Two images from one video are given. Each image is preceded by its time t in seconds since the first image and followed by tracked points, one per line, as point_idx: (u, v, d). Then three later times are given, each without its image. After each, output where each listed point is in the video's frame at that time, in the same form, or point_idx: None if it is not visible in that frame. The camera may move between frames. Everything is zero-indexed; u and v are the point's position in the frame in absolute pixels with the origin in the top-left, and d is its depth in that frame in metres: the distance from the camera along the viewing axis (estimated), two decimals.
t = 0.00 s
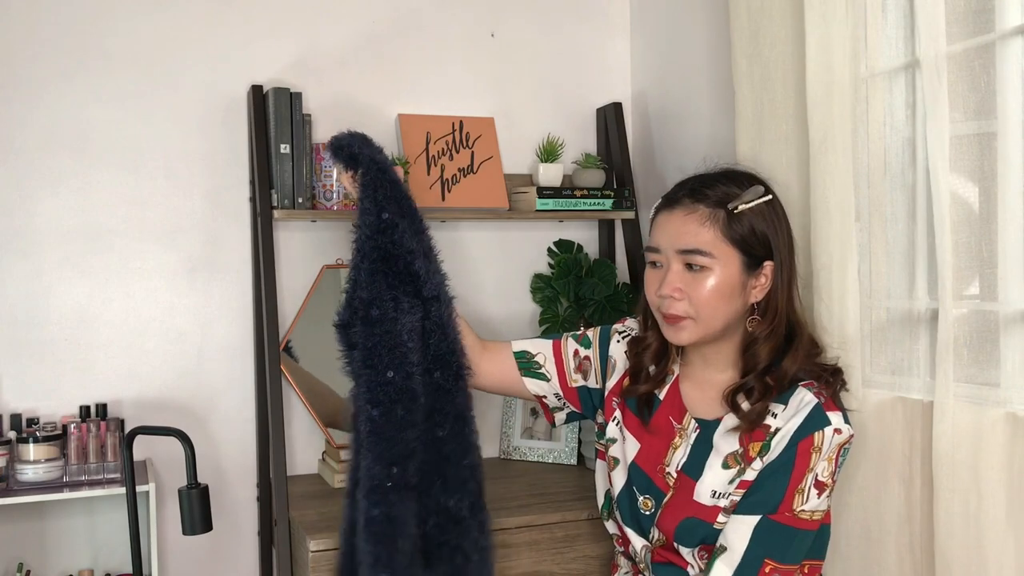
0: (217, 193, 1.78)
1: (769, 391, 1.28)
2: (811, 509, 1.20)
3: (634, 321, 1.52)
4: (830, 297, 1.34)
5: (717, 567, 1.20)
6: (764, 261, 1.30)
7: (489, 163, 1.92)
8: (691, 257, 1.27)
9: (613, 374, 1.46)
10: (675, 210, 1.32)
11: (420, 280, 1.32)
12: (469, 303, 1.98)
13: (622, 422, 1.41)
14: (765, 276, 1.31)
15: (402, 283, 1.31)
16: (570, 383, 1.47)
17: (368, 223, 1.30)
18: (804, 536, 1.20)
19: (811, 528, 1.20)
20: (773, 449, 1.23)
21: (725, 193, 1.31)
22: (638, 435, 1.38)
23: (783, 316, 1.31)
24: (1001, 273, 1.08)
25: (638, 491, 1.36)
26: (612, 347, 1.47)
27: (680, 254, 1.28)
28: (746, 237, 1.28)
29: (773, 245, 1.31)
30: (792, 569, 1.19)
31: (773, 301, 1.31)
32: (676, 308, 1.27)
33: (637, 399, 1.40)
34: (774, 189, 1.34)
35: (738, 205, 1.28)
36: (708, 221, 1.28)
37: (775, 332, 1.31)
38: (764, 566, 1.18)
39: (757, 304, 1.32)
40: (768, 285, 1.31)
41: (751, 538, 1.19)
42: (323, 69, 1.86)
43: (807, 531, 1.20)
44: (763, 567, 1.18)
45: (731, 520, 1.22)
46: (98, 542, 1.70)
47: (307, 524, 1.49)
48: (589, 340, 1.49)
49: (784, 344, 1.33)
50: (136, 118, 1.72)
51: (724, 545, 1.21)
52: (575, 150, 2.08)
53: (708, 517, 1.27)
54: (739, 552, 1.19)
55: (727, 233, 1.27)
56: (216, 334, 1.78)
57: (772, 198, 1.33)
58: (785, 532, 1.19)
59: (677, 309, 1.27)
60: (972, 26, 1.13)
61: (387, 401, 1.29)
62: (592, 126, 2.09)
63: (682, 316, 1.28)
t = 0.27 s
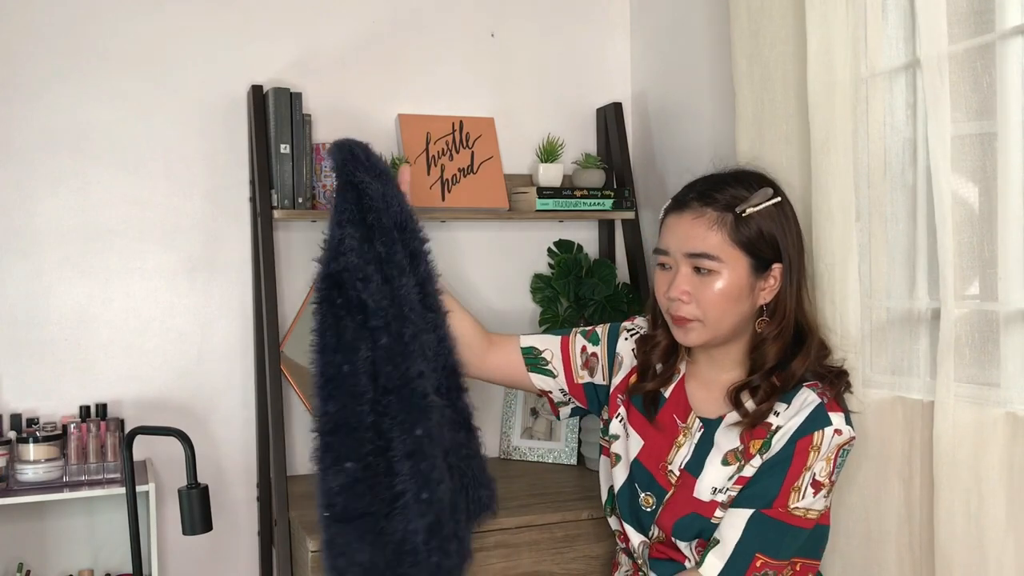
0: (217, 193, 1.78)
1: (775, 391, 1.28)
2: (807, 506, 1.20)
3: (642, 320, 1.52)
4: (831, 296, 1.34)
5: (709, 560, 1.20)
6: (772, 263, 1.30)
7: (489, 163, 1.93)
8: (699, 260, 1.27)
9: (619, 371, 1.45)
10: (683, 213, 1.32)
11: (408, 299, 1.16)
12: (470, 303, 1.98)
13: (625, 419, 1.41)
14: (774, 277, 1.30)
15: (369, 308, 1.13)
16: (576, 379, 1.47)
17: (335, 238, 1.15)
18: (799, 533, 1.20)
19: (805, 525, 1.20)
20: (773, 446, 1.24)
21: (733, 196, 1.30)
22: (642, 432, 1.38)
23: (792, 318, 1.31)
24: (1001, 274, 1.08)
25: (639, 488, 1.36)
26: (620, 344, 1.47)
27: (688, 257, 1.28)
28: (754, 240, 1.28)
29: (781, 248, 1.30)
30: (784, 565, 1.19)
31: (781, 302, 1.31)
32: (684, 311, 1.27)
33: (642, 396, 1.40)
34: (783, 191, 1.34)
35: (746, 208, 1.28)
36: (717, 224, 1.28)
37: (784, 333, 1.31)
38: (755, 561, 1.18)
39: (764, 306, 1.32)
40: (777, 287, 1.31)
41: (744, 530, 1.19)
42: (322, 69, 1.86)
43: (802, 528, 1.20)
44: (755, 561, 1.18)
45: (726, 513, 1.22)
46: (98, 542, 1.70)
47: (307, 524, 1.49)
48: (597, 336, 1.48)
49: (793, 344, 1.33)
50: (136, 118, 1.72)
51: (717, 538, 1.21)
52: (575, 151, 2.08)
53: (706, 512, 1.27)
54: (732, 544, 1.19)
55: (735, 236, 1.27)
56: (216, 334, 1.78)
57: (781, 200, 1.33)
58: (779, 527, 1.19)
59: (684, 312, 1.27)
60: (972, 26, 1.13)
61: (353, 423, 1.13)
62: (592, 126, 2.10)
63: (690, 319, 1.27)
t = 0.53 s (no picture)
0: (216, 193, 1.78)
1: (779, 390, 1.28)
2: (811, 506, 1.20)
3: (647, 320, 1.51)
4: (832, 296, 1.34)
5: (712, 560, 1.20)
6: (777, 262, 1.30)
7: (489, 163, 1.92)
8: (706, 258, 1.27)
9: (623, 370, 1.45)
10: (689, 211, 1.32)
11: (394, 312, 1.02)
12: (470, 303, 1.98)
13: (629, 419, 1.41)
14: (779, 276, 1.31)
15: (328, 318, 0.98)
16: (579, 376, 1.46)
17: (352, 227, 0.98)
18: (803, 534, 1.19)
19: (810, 525, 1.20)
20: (776, 446, 1.23)
21: (739, 194, 1.31)
22: (645, 431, 1.38)
23: (797, 316, 1.31)
24: (1001, 274, 1.08)
25: (642, 487, 1.36)
26: (624, 343, 1.46)
27: (694, 254, 1.28)
28: (760, 238, 1.28)
29: (787, 246, 1.31)
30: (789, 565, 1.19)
31: (786, 301, 1.31)
32: (690, 308, 1.27)
33: (645, 396, 1.39)
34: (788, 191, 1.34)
35: (752, 206, 1.28)
36: (723, 221, 1.28)
37: (789, 332, 1.31)
38: (759, 561, 1.18)
39: (769, 304, 1.32)
40: (782, 285, 1.31)
41: (747, 532, 1.19)
42: (323, 69, 1.86)
43: (807, 528, 1.19)
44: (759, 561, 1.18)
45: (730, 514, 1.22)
46: (98, 542, 1.70)
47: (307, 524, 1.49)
48: (602, 334, 1.48)
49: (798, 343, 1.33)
50: (136, 119, 1.72)
51: (720, 539, 1.21)
52: (575, 151, 2.08)
53: (709, 511, 1.27)
54: (735, 545, 1.19)
55: (742, 234, 1.28)
56: (216, 334, 1.78)
57: (786, 199, 1.33)
58: (783, 528, 1.19)
59: (691, 308, 1.27)
60: (972, 26, 1.13)
61: (310, 428, 0.99)
62: (592, 126, 2.10)
63: (696, 316, 1.27)
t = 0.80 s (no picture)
0: (216, 193, 1.78)
1: (780, 387, 1.28)
2: (813, 504, 1.20)
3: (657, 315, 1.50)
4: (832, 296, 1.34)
5: (714, 558, 1.20)
6: (776, 258, 1.31)
7: (489, 163, 1.93)
8: (704, 254, 1.27)
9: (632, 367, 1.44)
10: (686, 209, 1.32)
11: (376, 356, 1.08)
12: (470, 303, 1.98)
13: (631, 418, 1.41)
14: (777, 273, 1.31)
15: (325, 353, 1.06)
16: (588, 365, 1.46)
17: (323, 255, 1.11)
18: (804, 532, 1.19)
19: (812, 523, 1.19)
20: (777, 444, 1.23)
21: (736, 191, 1.31)
22: (647, 431, 1.38)
23: (794, 312, 1.32)
24: (1001, 274, 1.08)
25: (643, 486, 1.36)
26: (635, 339, 1.45)
27: (692, 251, 1.28)
28: (757, 234, 1.28)
29: (785, 243, 1.31)
30: (791, 564, 1.19)
31: (784, 297, 1.32)
32: (690, 304, 1.27)
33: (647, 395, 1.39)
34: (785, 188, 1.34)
35: (750, 202, 1.29)
36: (720, 218, 1.28)
37: (788, 328, 1.32)
38: (760, 559, 1.18)
39: (768, 300, 1.33)
40: (780, 281, 1.31)
41: (748, 530, 1.19)
42: (323, 69, 1.86)
43: (808, 526, 1.19)
44: (761, 560, 1.18)
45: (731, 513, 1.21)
46: (98, 542, 1.70)
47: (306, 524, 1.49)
48: (615, 326, 1.47)
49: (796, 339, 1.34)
50: (136, 118, 1.72)
51: (722, 538, 1.21)
52: (575, 150, 2.08)
53: (710, 510, 1.26)
54: (736, 543, 1.19)
55: (739, 230, 1.28)
56: (216, 334, 1.78)
57: (783, 197, 1.33)
58: (784, 525, 1.19)
59: (690, 304, 1.27)
60: (973, 26, 1.13)
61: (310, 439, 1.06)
62: (592, 126, 2.10)
63: (695, 313, 1.27)
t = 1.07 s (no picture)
0: (216, 193, 1.78)
1: (782, 385, 1.28)
2: (818, 502, 1.19)
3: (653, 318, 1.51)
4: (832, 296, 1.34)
5: (720, 559, 1.20)
6: (776, 253, 1.31)
7: (489, 163, 1.93)
8: (706, 247, 1.28)
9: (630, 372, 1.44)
10: (687, 204, 1.33)
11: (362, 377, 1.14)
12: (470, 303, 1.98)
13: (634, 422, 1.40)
14: (777, 268, 1.32)
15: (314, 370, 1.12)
16: (585, 371, 1.47)
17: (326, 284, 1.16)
18: (811, 530, 1.19)
19: (818, 521, 1.19)
20: (781, 443, 1.23)
21: (735, 187, 1.33)
22: (649, 435, 1.37)
23: (794, 307, 1.32)
24: (1001, 274, 1.08)
25: (646, 491, 1.36)
26: (631, 344, 1.46)
27: (694, 244, 1.29)
28: (758, 229, 1.29)
29: (785, 239, 1.32)
30: (798, 562, 1.18)
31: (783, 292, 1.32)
32: (691, 297, 1.27)
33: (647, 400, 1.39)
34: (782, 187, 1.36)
35: (750, 197, 1.30)
36: (722, 212, 1.29)
37: (789, 323, 1.31)
38: (767, 558, 1.17)
39: (767, 296, 1.33)
40: (780, 277, 1.32)
41: (755, 530, 1.18)
42: (322, 69, 1.86)
43: (814, 524, 1.19)
44: (768, 558, 1.17)
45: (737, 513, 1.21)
46: (99, 542, 1.70)
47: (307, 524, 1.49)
48: (611, 331, 1.47)
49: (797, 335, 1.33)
50: (136, 118, 1.72)
51: (729, 538, 1.20)
52: (575, 151, 2.08)
53: (716, 512, 1.26)
54: (742, 543, 1.18)
55: (741, 224, 1.29)
56: (216, 334, 1.78)
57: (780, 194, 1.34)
58: (790, 525, 1.18)
59: (692, 297, 1.27)
60: (973, 26, 1.13)
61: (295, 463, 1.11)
62: (592, 126, 2.10)
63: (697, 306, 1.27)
